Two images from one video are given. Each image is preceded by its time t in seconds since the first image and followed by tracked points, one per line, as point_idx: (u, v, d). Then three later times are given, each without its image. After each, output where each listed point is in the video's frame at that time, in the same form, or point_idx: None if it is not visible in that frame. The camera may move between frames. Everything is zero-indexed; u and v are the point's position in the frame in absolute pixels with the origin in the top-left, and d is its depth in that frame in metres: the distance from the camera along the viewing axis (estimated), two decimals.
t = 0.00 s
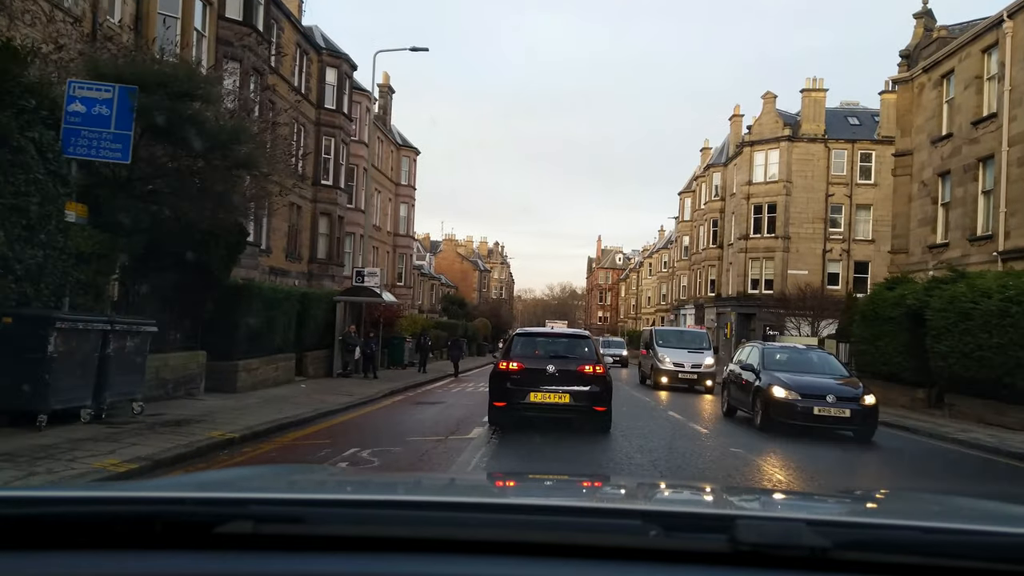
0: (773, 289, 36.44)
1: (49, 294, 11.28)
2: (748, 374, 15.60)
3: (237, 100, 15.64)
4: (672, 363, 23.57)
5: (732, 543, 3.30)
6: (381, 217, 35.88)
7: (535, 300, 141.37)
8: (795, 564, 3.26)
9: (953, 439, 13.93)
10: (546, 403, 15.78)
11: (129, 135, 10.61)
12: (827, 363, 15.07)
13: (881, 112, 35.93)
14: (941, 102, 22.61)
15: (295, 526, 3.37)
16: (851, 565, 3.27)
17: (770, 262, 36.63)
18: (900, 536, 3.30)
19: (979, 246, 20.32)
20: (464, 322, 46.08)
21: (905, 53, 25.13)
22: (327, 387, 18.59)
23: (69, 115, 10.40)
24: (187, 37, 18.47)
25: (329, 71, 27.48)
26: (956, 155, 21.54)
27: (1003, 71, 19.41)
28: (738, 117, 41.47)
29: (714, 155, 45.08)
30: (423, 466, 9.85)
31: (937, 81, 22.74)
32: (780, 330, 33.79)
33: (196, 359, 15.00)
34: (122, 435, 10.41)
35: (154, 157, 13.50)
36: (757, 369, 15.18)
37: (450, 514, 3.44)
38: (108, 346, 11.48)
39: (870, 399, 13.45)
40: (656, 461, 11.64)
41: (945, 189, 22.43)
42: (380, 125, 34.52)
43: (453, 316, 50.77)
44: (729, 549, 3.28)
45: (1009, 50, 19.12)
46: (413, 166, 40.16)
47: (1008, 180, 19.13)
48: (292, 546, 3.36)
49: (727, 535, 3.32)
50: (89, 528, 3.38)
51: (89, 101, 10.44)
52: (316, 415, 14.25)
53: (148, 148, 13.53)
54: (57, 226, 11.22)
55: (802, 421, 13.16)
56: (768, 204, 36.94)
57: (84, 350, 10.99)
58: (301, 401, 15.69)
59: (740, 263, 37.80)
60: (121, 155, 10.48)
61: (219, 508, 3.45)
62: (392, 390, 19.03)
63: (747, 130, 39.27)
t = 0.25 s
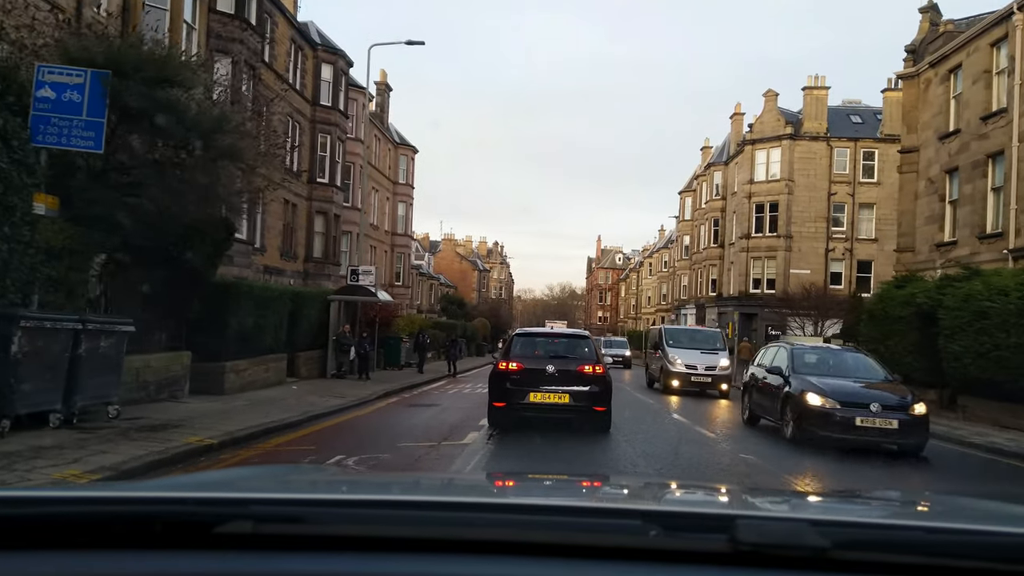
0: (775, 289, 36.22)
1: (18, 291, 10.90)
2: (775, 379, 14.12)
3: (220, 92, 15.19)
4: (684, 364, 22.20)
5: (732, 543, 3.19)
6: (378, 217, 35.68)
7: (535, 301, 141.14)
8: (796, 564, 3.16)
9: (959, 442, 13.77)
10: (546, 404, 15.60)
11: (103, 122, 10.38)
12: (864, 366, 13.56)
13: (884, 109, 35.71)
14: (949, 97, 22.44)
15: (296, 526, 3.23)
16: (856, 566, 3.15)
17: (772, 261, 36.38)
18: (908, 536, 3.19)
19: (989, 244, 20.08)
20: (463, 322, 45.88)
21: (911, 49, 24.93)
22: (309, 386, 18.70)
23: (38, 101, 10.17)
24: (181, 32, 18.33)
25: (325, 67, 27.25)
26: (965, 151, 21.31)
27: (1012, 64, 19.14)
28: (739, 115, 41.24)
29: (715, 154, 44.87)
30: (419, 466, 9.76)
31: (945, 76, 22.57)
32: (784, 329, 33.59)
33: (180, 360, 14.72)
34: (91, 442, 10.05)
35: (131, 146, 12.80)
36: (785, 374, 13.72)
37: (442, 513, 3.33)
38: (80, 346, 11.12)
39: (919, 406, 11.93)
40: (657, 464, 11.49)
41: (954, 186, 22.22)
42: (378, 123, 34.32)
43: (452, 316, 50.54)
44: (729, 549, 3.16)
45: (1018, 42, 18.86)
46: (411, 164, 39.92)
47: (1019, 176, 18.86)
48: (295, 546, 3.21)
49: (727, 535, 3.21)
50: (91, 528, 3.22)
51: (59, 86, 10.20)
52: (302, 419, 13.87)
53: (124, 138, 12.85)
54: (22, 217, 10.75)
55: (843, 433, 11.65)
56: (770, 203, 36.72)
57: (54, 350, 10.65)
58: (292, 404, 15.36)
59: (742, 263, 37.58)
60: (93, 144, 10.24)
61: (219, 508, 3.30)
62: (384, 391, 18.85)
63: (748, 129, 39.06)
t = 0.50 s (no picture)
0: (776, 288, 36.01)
1: None
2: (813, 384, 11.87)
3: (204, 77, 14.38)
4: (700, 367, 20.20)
5: (732, 543, 3.17)
6: (375, 215, 35.41)
7: (533, 300, 140.93)
8: (794, 564, 3.15)
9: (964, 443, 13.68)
10: (545, 405, 15.34)
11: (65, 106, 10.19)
12: (916, 367, 11.41)
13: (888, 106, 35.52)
14: (957, 90, 22.24)
15: (299, 526, 3.17)
16: (854, 565, 3.16)
17: (774, 260, 36.12)
18: (901, 535, 3.21)
19: (1000, 241, 19.82)
20: (461, 322, 45.59)
21: (918, 41, 24.75)
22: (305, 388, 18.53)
23: None
24: (173, 24, 18.01)
25: (319, 62, 26.94)
26: (974, 145, 21.08)
27: None
28: (739, 112, 40.94)
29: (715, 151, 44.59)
30: (417, 464, 9.63)
31: (953, 69, 22.37)
32: (786, 329, 33.42)
33: (159, 361, 14.32)
34: (50, 450, 9.45)
35: (101, 135, 12.13)
36: (826, 377, 11.53)
37: (440, 511, 3.29)
38: (40, 346, 10.50)
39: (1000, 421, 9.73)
40: (657, 464, 11.39)
41: (963, 181, 22.04)
42: (374, 120, 34.02)
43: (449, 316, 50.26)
44: (729, 549, 3.15)
45: None
46: (407, 162, 39.61)
47: None
48: (297, 546, 3.16)
49: (727, 536, 3.19)
50: (92, 528, 3.14)
51: (18, 68, 10.01)
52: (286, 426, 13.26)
53: (93, 127, 12.16)
54: None
55: (910, 453, 9.52)
56: (772, 201, 36.45)
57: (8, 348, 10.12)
58: (278, 408, 14.72)
59: (743, 262, 37.35)
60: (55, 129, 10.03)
61: (219, 508, 3.24)
62: (379, 393, 18.65)
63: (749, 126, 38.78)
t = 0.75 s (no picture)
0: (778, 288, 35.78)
1: None
2: (867, 395, 10.05)
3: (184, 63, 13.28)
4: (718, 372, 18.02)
5: (732, 543, 3.18)
6: (372, 214, 35.16)
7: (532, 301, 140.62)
8: (794, 564, 3.15)
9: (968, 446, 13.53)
10: (544, 406, 15.11)
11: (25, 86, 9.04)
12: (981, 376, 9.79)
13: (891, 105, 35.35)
14: (966, 86, 22.05)
15: (298, 526, 3.20)
16: (855, 566, 3.15)
17: (776, 260, 35.92)
18: (903, 537, 3.20)
19: (1011, 239, 19.42)
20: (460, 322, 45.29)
21: (926, 35, 24.55)
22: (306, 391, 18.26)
23: None
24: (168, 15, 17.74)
25: (313, 57, 26.67)
26: (984, 141, 20.84)
27: None
28: (741, 111, 40.72)
29: (716, 150, 44.33)
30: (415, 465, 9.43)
31: (962, 63, 22.19)
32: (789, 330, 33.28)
33: (138, 362, 13.85)
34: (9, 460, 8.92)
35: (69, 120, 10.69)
36: (880, 386, 9.85)
37: (438, 512, 3.30)
38: None
39: None
40: (658, 466, 11.30)
41: (972, 178, 21.82)
42: (370, 118, 33.79)
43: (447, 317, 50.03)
44: (729, 549, 3.16)
45: None
46: (405, 160, 39.36)
47: None
48: (295, 546, 3.18)
49: (727, 536, 3.20)
50: (91, 528, 3.18)
51: None
52: (270, 432, 12.64)
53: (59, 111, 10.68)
54: None
55: (995, 481, 7.82)
56: (773, 201, 36.24)
57: None
58: (258, 414, 13.98)
59: (744, 262, 37.13)
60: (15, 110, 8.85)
61: (219, 508, 3.28)
62: (375, 395, 18.40)
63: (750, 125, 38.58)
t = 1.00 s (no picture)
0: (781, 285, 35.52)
1: None
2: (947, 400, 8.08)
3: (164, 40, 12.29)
4: (741, 373, 15.96)
5: (732, 542, 3.12)
6: (368, 209, 34.86)
7: (531, 298, 140.33)
8: (795, 564, 3.09)
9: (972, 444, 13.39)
10: (542, 404, 14.81)
11: None
12: None
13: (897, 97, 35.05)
14: (978, 74, 21.73)
15: (299, 526, 3.18)
16: (856, 566, 3.09)
17: (779, 256, 35.67)
18: (902, 536, 3.13)
19: None
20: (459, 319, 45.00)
21: (935, 23, 24.20)
22: (303, 388, 18.04)
23: None
24: (158, 1, 17.43)
25: (307, 47, 26.29)
26: (998, 131, 20.52)
27: None
28: (743, 105, 40.39)
29: (719, 144, 43.97)
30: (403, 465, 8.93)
31: (973, 52, 21.89)
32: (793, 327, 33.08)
33: (108, 362, 13.04)
34: None
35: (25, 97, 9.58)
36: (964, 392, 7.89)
37: (438, 512, 3.26)
38: None
39: None
40: (661, 463, 11.14)
41: (984, 170, 21.54)
42: (366, 111, 33.45)
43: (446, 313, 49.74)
44: (729, 549, 3.10)
45: None
46: (402, 155, 39.02)
47: None
48: (294, 546, 3.16)
49: (726, 535, 3.14)
50: (89, 528, 3.19)
51: None
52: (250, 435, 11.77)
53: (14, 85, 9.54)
54: None
55: None
56: (776, 195, 35.94)
57: None
58: (239, 417, 13.11)
59: (746, 258, 36.84)
60: None
61: (219, 508, 3.26)
62: (372, 393, 18.18)
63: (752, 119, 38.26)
